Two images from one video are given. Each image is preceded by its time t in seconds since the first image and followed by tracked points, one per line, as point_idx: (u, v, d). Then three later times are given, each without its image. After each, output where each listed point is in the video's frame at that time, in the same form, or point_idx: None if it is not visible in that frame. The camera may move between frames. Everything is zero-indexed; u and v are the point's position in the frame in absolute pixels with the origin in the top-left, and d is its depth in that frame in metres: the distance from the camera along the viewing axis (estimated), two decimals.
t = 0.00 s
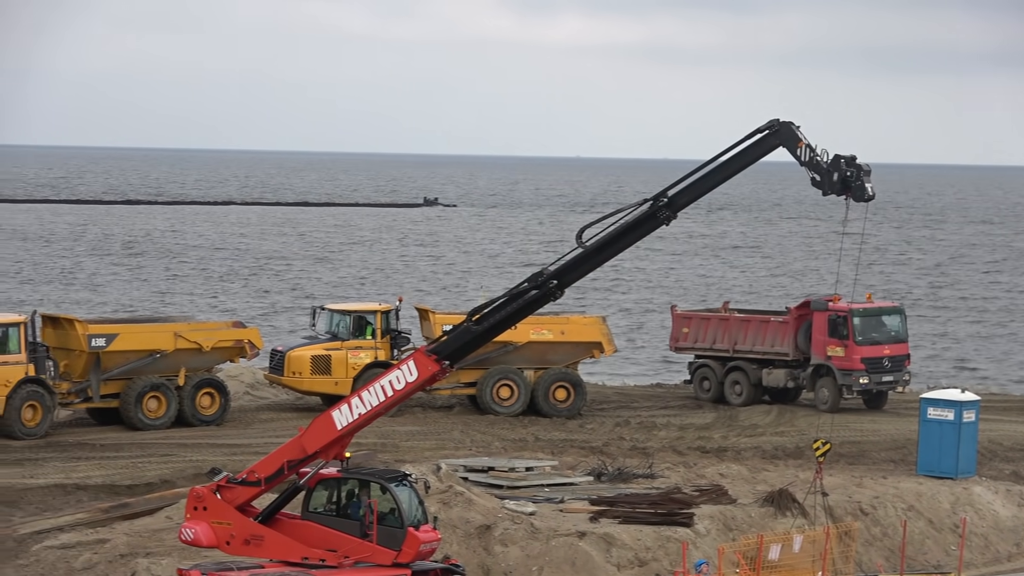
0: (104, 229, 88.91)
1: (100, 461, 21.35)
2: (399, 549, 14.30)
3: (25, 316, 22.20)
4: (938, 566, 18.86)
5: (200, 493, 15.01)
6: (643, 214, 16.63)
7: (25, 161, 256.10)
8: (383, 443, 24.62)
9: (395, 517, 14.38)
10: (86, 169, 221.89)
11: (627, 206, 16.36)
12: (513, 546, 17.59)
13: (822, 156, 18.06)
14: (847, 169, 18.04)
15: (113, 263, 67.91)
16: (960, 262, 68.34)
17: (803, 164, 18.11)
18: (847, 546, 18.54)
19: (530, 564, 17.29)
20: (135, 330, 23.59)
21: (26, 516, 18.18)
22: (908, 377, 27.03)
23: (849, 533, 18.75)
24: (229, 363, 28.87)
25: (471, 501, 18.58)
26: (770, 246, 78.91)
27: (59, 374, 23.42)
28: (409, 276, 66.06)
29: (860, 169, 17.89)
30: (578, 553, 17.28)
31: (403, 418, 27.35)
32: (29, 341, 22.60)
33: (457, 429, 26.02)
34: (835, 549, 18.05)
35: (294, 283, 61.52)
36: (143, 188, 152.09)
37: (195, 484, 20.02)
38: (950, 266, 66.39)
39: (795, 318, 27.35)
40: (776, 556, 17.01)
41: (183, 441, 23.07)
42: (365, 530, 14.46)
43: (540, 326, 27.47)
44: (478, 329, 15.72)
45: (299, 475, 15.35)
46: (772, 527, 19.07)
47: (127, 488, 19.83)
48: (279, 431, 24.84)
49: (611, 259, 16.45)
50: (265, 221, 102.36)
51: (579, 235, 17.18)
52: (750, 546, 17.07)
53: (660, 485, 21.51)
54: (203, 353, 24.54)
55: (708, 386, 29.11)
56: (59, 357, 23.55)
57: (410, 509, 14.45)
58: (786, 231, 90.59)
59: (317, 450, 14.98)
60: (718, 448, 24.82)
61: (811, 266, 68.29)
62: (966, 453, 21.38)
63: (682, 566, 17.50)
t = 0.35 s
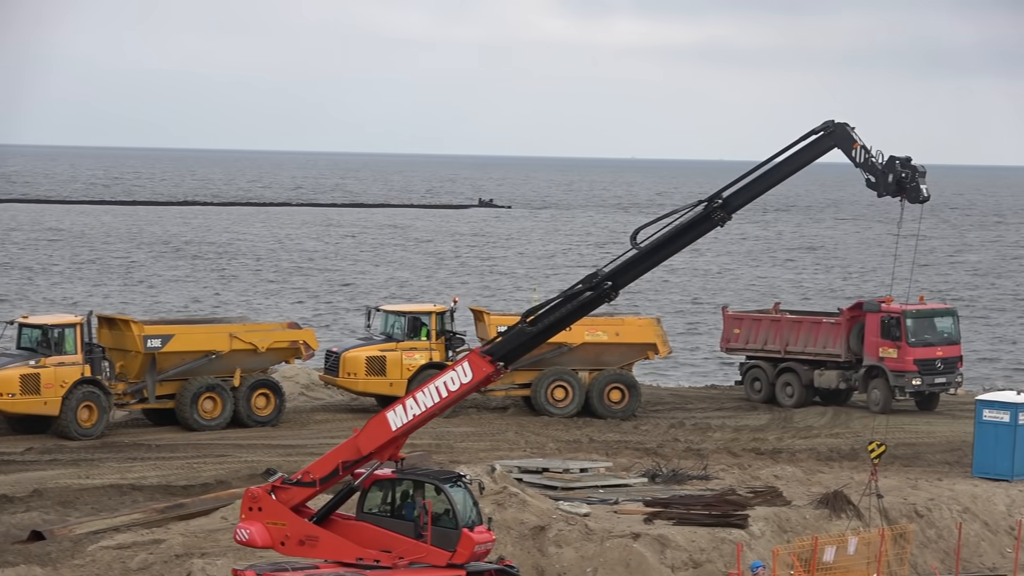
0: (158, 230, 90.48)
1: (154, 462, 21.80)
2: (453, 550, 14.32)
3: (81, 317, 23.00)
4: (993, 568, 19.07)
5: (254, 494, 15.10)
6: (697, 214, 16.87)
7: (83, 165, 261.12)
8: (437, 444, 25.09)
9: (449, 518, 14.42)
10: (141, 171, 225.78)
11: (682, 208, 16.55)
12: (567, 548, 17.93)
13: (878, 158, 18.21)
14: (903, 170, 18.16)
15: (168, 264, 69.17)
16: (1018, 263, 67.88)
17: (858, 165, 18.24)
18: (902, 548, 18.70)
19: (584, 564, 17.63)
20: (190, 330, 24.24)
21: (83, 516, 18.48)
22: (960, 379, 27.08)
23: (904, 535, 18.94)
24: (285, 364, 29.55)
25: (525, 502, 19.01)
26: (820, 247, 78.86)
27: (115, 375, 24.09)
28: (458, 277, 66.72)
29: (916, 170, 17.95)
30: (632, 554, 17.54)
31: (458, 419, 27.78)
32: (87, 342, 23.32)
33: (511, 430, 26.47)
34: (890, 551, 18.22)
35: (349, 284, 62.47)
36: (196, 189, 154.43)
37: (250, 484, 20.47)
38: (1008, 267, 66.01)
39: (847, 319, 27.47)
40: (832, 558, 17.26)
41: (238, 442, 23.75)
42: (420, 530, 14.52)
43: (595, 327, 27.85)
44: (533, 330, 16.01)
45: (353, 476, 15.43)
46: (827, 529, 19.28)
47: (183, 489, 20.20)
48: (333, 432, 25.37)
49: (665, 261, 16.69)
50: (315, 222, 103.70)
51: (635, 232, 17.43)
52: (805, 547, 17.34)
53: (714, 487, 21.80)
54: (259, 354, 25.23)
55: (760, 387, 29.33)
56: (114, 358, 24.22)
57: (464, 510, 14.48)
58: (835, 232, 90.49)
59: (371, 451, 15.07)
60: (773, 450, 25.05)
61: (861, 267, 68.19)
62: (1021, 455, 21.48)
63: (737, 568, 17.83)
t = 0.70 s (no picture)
0: (219, 231, 92.12)
1: (214, 462, 22.51)
2: (511, 551, 14.65)
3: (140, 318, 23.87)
4: None
5: (313, 494, 15.53)
6: (757, 215, 17.10)
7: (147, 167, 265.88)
8: (496, 445, 25.65)
9: (507, 519, 14.73)
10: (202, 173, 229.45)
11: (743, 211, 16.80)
12: (626, 549, 18.31)
13: (937, 159, 18.39)
14: (962, 171, 18.32)
15: (232, 266, 70.60)
16: None
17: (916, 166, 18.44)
18: (961, 550, 18.97)
19: (643, 565, 18.00)
20: (249, 332, 24.95)
21: (143, 515, 19.09)
22: (1017, 380, 27.11)
23: (963, 537, 19.20)
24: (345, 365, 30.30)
25: (584, 504, 19.44)
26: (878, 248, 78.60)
27: (176, 375, 24.94)
28: (515, 278, 67.36)
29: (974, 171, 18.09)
30: (691, 556, 17.91)
31: (518, 420, 28.30)
32: (146, 343, 24.19)
33: (570, 431, 26.95)
34: (949, 553, 18.50)
35: (408, 285, 63.39)
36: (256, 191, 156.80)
37: (309, 484, 21.09)
38: None
39: (903, 320, 27.63)
40: (890, 560, 17.57)
41: (297, 443, 24.43)
42: (478, 531, 14.86)
43: (653, 328, 28.19)
44: (591, 331, 16.27)
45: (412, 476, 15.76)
46: (886, 531, 19.60)
47: (242, 489, 20.84)
48: (391, 433, 25.98)
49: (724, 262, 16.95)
50: (373, 223, 105.01)
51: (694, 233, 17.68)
52: (864, 549, 17.67)
53: (773, 488, 22.13)
54: (318, 355, 25.96)
55: (814, 388, 29.58)
56: (175, 359, 25.07)
57: (522, 511, 14.80)
58: (893, 233, 90.07)
59: (430, 451, 15.35)
60: (831, 451, 25.29)
61: (920, 268, 67.93)
62: None
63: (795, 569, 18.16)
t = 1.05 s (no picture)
0: (276, 232, 93.61)
1: (270, 463, 23.25)
2: (567, 552, 14.87)
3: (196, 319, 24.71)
4: None
5: (370, 495, 16.01)
6: (813, 216, 17.22)
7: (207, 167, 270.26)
8: (552, 446, 26.17)
9: (563, 520, 15.00)
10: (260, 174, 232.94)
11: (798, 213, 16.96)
12: (681, 551, 18.69)
13: (993, 160, 18.58)
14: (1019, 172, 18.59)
15: (292, 266, 71.91)
16: None
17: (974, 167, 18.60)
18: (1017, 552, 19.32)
19: (698, 566, 18.38)
20: (305, 333, 25.69)
21: (200, 515, 19.74)
22: None
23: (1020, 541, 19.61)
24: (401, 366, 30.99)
25: (639, 506, 19.82)
26: (937, 248, 78.23)
27: (232, 376, 25.73)
28: (569, 279, 67.89)
29: None
30: (747, 557, 18.28)
31: (574, 421, 28.79)
32: (203, 343, 25.02)
33: (625, 432, 27.41)
34: (1005, 555, 18.82)
35: (465, 286, 64.21)
36: (312, 191, 158.81)
37: (364, 485, 21.69)
38: None
39: (956, 321, 27.81)
40: (947, 562, 17.81)
41: (354, 444, 25.04)
42: (534, 532, 15.15)
43: (709, 330, 28.58)
44: (647, 332, 16.54)
45: (467, 477, 16.16)
46: (943, 532, 20.01)
47: (299, 489, 21.48)
48: (447, 434, 26.61)
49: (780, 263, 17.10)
50: (429, 224, 106.22)
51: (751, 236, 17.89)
52: (920, 551, 17.92)
53: (829, 490, 22.49)
54: (374, 356, 26.65)
55: (865, 388, 29.82)
56: (231, 359, 25.87)
57: (578, 512, 15.06)
58: (951, 234, 89.54)
59: (486, 452, 15.77)
60: (888, 453, 25.51)
61: (978, 269, 67.61)
62: None
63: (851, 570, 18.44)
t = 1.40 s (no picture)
0: (339, 233, 95.03)
1: (329, 463, 24.11)
2: (626, 554, 15.44)
3: (255, 320, 25.70)
4: None
5: (429, 496, 16.70)
6: (872, 217, 17.41)
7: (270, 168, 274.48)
8: (611, 447, 26.73)
9: (621, 521, 15.56)
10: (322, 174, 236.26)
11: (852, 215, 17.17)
12: (740, 552, 19.13)
13: None
14: None
15: (355, 267, 73.19)
16: None
17: None
18: None
19: (757, 568, 18.82)
20: (365, 334, 26.53)
21: (258, 515, 20.63)
22: None
23: None
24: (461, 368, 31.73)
25: (697, 507, 20.26)
26: (1001, 250, 77.72)
27: (293, 376, 26.64)
28: (628, 280, 68.35)
29: None
30: (805, 559, 18.70)
31: (634, 423, 29.33)
32: (262, 344, 25.97)
33: (684, 433, 27.91)
34: None
35: (524, 287, 65.03)
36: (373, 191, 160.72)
37: (422, 486, 22.48)
38: None
39: (1013, 322, 27.92)
40: (1006, 564, 18.13)
41: (413, 445, 25.82)
42: (593, 534, 15.74)
43: (768, 331, 28.99)
44: (704, 334, 16.96)
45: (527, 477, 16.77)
46: (1002, 534, 20.53)
47: (358, 490, 22.34)
48: (508, 435, 27.30)
49: (837, 264, 17.34)
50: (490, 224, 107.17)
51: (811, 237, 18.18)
52: (980, 553, 18.22)
53: (888, 492, 22.86)
54: (432, 357, 27.44)
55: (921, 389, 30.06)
56: (292, 360, 26.79)
57: (636, 514, 15.59)
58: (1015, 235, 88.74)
59: (544, 453, 16.41)
60: (948, 455, 25.77)
61: None
62: None
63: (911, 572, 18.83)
